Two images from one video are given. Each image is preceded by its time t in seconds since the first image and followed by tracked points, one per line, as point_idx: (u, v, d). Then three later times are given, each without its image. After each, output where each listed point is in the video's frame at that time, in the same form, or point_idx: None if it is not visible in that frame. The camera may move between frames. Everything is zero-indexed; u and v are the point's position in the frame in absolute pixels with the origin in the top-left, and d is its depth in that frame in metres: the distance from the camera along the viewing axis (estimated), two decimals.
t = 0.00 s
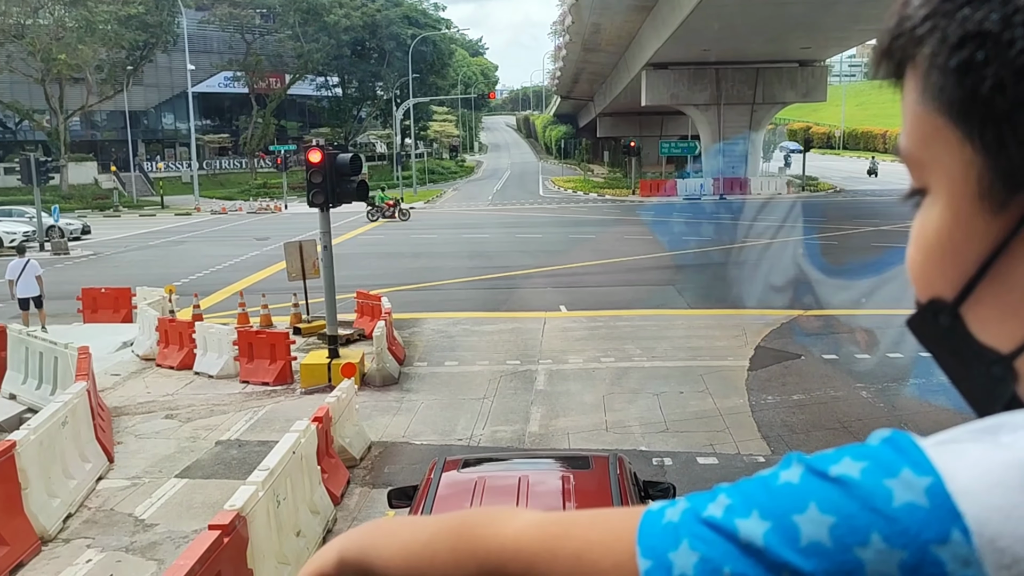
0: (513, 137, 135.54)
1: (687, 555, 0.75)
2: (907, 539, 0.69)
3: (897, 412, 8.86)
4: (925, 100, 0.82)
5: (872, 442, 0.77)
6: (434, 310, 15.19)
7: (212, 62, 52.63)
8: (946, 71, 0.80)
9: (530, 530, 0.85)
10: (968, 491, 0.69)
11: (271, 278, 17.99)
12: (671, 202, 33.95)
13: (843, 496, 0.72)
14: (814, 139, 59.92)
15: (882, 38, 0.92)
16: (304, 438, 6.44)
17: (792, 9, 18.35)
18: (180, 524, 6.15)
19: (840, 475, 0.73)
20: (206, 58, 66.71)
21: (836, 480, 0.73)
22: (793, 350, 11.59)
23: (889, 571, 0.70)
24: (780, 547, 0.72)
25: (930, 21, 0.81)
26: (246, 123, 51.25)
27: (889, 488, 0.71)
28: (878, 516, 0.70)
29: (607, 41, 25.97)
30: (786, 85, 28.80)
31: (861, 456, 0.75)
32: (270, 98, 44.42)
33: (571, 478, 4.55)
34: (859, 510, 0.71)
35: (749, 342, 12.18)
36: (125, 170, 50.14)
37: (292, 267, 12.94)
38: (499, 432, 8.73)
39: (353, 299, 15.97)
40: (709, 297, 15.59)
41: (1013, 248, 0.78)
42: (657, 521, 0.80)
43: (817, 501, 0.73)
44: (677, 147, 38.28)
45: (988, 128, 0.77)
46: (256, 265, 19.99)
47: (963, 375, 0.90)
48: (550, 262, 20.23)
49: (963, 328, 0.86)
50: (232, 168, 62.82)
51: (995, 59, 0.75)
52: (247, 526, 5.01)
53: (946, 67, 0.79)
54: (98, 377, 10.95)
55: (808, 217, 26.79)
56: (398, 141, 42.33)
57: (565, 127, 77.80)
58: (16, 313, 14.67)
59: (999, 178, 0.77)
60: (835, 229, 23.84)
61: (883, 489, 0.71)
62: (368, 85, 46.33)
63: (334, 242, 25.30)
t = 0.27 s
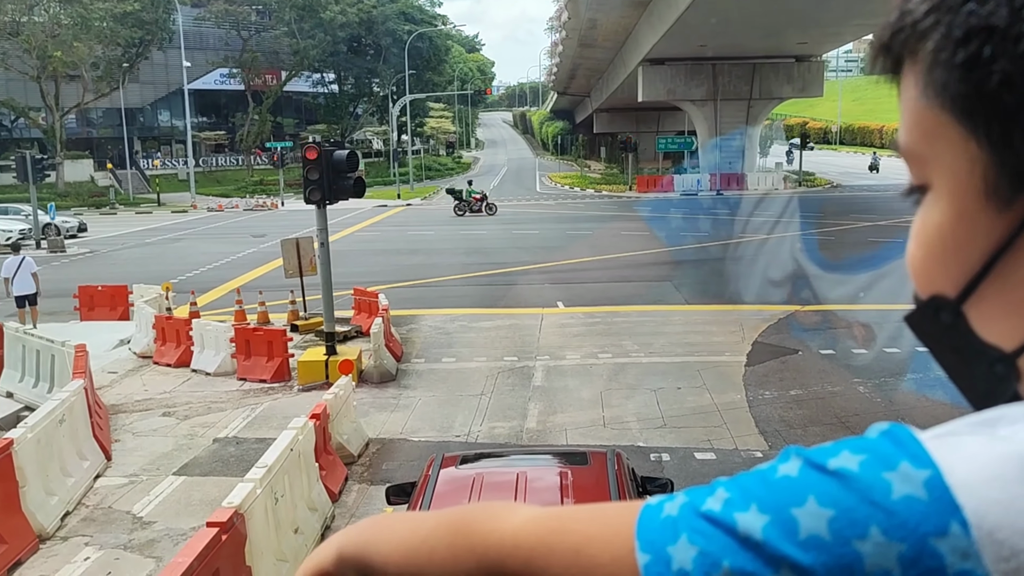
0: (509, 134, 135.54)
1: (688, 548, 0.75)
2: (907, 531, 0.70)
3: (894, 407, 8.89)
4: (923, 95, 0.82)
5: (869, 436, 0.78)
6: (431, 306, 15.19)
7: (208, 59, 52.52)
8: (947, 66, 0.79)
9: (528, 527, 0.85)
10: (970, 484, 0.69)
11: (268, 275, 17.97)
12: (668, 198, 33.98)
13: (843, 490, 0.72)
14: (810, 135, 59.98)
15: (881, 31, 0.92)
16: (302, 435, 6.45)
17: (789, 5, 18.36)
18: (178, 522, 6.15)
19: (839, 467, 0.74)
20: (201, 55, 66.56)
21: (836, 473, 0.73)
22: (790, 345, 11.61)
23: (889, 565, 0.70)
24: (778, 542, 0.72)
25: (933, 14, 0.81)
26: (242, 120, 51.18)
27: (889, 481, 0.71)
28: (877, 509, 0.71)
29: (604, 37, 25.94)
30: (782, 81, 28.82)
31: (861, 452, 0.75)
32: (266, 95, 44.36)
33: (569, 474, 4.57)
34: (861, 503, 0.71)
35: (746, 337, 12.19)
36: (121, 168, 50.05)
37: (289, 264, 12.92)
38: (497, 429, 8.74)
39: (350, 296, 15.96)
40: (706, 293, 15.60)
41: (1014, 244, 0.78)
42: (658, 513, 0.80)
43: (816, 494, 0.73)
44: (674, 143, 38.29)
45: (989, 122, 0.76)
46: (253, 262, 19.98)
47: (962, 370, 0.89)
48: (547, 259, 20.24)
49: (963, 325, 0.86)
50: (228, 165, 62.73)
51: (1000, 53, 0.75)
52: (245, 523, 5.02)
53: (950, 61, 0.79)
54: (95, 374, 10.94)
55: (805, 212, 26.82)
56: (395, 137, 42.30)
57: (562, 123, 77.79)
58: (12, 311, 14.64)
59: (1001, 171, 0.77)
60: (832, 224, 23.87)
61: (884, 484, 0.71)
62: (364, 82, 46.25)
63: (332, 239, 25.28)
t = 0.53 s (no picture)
0: (503, 128, 135.53)
1: (688, 543, 0.76)
2: (905, 525, 0.70)
3: (887, 401, 8.93)
4: (924, 88, 0.82)
5: (870, 430, 0.78)
6: (426, 301, 15.19)
7: (200, 54, 52.29)
8: (949, 61, 0.79)
9: (528, 521, 0.85)
10: (967, 478, 0.69)
11: (261, 271, 17.92)
12: (662, 193, 34.01)
13: (843, 484, 0.73)
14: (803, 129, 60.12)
15: (880, 29, 0.92)
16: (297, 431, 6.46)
17: None
18: (173, 518, 6.16)
19: (839, 462, 0.74)
20: (194, 50, 66.25)
21: (836, 466, 0.74)
22: (784, 339, 11.66)
23: (890, 560, 0.70)
24: (781, 534, 0.72)
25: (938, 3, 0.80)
26: (235, 115, 51.00)
27: (888, 475, 0.72)
28: (876, 503, 0.71)
29: (598, 32, 25.91)
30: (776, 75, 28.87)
31: (861, 444, 0.76)
32: (259, 90, 44.20)
33: (563, 468, 4.58)
34: (859, 498, 0.72)
35: (740, 331, 12.23)
36: (114, 163, 49.84)
37: (283, 260, 12.89)
38: (491, 424, 8.75)
39: (344, 291, 15.95)
40: (700, 287, 15.63)
41: (1017, 241, 0.78)
42: (658, 507, 0.80)
43: (816, 487, 0.73)
44: (668, 138, 38.30)
45: (988, 118, 0.76)
46: (248, 258, 19.93)
47: (958, 367, 0.90)
48: (541, 254, 20.24)
49: (965, 323, 0.85)
50: (221, 161, 62.46)
51: (1009, 46, 0.74)
52: (240, 519, 5.03)
53: (952, 55, 0.78)
54: (89, 371, 10.91)
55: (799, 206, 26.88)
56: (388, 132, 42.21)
57: (556, 118, 77.75)
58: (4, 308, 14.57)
59: (1001, 166, 0.77)
60: (825, 218, 23.96)
61: (883, 478, 0.72)
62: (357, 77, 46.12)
63: (326, 235, 25.24)
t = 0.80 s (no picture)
0: (494, 122, 135.50)
1: (688, 540, 0.72)
2: (916, 523, 0.66)
3: (878, 393, 8.97)
4: (933, 61, 0.77)
5: (878, 423, 0.74)
6: (418, 295, 15.17)
7: (189, 47, 51.96)
8: (962, 33, 0.74)
9: (519, 519, 0.81)
10: (982, 471, 0.65)
11: (252, 265, 17.86)
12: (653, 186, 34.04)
13: (853, 479, 0.68)
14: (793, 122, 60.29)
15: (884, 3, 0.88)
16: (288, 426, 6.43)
17: None
18: (164, 513, 6.13)
19: (847, 454, 0.70)
20: (183, 43, 65.84)
21: (843, 462, 0.69)
22: (775, 331, 11.69)
23: (901, 559, 0.66)
24: (786, 533, 0.68)
25: None
26: (224, 109, 50.73)
27: (899, 472, 0.68)
28: (885, 499, 0.67)
29: (589, 25, 25.86)
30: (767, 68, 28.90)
31: (870, 437, 0.71)
32: (249, 83, 43.95)
33: (555, 462, 4.58)
34: (867, 494, 0.68)
35: (732, 324, 12.25)
36: (102, 157, 49.57)
37: (274, 254, 12.83)
38: (483, 417, 8.74)
39: (335, 286, 15.91)
40: (692, 280, 15.65)
41: None
42: (656, 503, 0.76)
43: (822, 482, 0.69)
44: (659, 131, 38.33)
45: (1005, 91, 0.72)
46: (238, 252, 19.85)
47: (968, 357, 0.85)
48: (533, 247, 20.24)
49: (977, 312, 0.81)
50: (210, 154, 62.15)
51: None
52: (231, 514, 5.00)
53: (963, 28, 0.74)
54: (78, 366, 10.84)
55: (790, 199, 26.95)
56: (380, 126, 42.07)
57: (548, 111, 77.68)
58: None
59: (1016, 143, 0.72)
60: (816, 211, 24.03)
61: (892, 472, 0.68)
62: (348, 70, 45.94)
63: (317, 229, 25.16)
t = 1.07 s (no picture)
0: (489, 113, 135.55)
1: (684, 546, 0.70)
2: (914, 529, 0.65)
3: (871, 383, 9.01)
4: (929, 64, 0.76)
5: (874, 429, 0.73)
6: (413, 287, 15.16)
7: (182, 38, 51.70)
8: (962, 35, 0.72)
9: (516, 522, 0.81)
10: (985, 483, 0.64)
11: (247, 257, 17.81)
12: (648, 177, 34.04)
13: (849, 487, 0.67)
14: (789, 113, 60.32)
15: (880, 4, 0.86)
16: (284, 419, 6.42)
17: None
18: (160, 506, 6.12)
19: (846, 462, 0.68)
20: (176, 35, 65.53)
21: (841, 469, 0.68)
22: (769, 322, 11.71)
23: (900, 569, 0.65)
24: (782, 540, 0.67)
25: None
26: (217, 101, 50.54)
27: (896, 478, 0.66)
28: (884, 506, 0.66)
29: (583, 15, 25.78)
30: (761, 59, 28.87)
31: (867, 444, 0.70)
32: (242, 74, 43.79)
33: (551, 454, 4.58)
34: (865, 500, 0.66)
35: (727, 315, 12.26)
36: (95, 149, 49.42)
37: (268, 246, 12.80)
38: (479, 409, 8.75)
39: (330, 278, 15.89)
40: (687, 271, 15.65)
41: None
42: (652, 508, 0.75)
43: (819, 489, 0.68)
44: (654, 122, 38.31)
45: (1002, 94, 0.70)
46: (232, 244, 19.81)
47: (965, 364, 0.84)
48: (528, 239, 20.23)
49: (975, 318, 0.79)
50: (204, 146, 61.96)
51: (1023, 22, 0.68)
52: (227, 507, 5.00)
53: (962, 32, 0.72)
54: (73, 360, 10.81)
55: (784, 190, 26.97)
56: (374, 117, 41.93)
57: (542, 103, 77.63)
58: None
59: (1014, 146, 0.70)
60: (810, 202, 24.07)
61: (890, 480, 0.67)
62: (341, 61, 45.79)
63: (312, 220, 25.11)
